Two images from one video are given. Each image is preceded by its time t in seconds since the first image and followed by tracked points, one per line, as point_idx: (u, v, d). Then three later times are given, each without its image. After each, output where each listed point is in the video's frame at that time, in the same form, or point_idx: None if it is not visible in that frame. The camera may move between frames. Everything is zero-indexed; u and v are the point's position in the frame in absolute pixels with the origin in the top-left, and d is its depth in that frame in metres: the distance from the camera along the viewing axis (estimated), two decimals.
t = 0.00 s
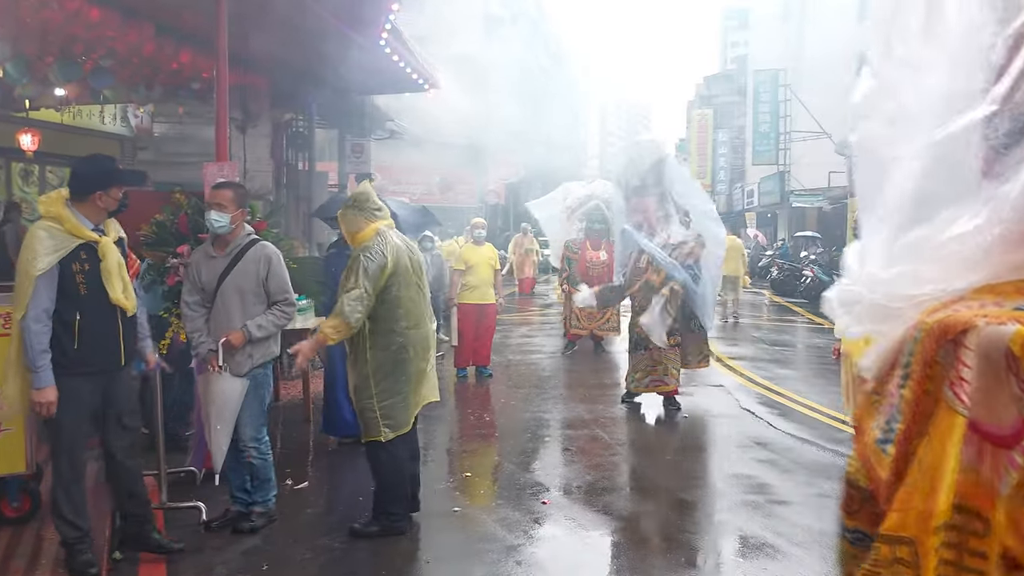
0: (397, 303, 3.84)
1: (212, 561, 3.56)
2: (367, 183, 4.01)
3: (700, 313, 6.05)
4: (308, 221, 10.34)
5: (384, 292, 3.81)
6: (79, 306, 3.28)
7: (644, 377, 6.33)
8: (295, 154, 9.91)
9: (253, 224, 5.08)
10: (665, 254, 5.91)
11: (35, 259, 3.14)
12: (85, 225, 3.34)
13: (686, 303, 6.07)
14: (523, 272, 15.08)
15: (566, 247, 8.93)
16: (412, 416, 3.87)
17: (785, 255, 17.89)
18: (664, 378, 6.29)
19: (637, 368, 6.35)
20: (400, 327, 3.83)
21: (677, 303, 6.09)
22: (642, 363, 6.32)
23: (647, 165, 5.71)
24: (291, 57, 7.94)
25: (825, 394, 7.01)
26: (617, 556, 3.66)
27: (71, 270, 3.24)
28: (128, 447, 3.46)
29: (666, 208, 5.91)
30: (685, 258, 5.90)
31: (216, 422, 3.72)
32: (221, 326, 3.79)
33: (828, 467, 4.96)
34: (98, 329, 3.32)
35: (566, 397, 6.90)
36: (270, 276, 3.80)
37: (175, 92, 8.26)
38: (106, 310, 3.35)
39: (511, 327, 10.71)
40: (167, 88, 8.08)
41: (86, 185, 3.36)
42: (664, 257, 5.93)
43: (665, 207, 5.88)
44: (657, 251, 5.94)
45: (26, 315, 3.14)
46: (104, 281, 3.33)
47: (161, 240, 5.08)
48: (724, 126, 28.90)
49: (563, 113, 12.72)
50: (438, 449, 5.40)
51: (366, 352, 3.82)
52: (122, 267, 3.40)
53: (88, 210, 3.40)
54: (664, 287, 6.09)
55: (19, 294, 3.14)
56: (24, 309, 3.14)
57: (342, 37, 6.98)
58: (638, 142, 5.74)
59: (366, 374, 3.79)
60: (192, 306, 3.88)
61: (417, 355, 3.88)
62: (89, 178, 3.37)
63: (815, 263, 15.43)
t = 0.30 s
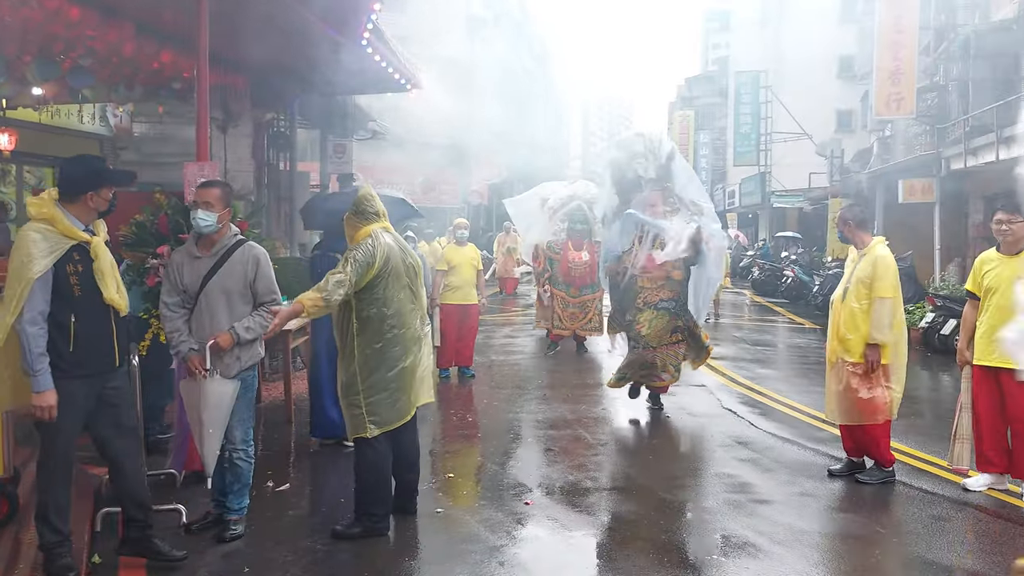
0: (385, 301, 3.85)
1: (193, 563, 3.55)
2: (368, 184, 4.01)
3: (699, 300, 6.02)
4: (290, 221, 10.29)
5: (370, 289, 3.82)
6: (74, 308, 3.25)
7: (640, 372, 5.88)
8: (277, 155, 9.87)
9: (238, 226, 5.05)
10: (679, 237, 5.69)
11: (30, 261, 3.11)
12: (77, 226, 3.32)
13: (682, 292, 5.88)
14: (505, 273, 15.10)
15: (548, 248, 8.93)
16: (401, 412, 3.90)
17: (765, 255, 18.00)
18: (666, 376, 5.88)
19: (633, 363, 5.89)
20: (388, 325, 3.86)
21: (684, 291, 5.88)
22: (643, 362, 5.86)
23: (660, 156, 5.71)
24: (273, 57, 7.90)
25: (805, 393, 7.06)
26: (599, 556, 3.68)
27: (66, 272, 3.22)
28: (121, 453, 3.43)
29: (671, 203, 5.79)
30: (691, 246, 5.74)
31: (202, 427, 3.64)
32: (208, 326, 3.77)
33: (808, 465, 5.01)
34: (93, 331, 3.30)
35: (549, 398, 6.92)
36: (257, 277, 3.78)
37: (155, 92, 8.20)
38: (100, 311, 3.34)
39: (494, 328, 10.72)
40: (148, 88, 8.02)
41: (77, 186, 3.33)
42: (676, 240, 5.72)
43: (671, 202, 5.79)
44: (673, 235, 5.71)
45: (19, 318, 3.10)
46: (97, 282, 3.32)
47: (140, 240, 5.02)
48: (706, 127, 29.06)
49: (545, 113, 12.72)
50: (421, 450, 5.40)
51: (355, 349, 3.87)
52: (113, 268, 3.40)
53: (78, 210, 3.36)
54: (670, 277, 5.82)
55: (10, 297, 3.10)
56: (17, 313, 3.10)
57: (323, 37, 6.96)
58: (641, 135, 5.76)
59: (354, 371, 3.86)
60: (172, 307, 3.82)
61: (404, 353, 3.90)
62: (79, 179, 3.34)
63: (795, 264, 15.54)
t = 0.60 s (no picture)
0: (391, 296, 3.98)
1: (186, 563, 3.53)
2: (379, 184, 4.10)
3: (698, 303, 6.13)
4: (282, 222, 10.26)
5: (378, 282, 3.95)
6: (94, 310, 3.22)
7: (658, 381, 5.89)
8: (269, 155, 9.85)
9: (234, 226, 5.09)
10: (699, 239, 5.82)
11: (52, 263, 3.09)
12: (98, 229, 3.29)
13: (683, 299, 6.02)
14: (497, 273, 15.08)
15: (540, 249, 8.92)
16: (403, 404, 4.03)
17: (758, 255, 18.03)
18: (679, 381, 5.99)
19: (651, 372, 5.89)
20: (393, 319, 3.99)
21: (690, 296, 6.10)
22: (659, 368, 5.92)
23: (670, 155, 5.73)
24: (265, 57, 7.88)
25: (797, 393, 7.08)
26: (592, 555, 3.68)
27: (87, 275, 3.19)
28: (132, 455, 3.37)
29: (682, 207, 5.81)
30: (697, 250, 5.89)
31: (202, 420, 3.65)
32: (202, 329, 3.73)
33: (801, 465, 5.02)
34: (113, 334, 3.26)
35: (541, 398, 6.91)
36: (256, 278, 3.78)
37: (147, 91, 8.18)
38: (121, 314, 3.30)
39: (487, 328, 10.70)
40: (139, 88, 7.98)
41: (99, 191, 3.29)
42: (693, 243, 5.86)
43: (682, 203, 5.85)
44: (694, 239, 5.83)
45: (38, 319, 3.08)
46: (117, 286, 3.28)
47: (131, 241, 5.06)
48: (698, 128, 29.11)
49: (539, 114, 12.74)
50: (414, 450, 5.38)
51: (358, 340, 3.99)
52: (134, 271, 3.36)
53: (99, 213, 3.32)
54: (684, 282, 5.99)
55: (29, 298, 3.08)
56: (38, 313, 3.08)
57: (316, 37, 6.95)
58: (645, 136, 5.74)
59: (355, 358, 3.98)
60: (158, 304, 3.76)
61: (406, 346, 4.04)
62: (101, 184, 3.29)
63: (787, 264, 15.58)
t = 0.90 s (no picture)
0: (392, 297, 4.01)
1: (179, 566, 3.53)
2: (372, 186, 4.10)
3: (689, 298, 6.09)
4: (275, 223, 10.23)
5: (378, 285, 3.96)
6: (134, 316, 3.23)
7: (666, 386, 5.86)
8: (262, 156, 9.83)
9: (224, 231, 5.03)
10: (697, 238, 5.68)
11: (101, 267, 3.09)
12: (138, 236, 3.28)
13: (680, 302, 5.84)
14: (490, 274, 15.08)
15: (529, 250, 9.01)
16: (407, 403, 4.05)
17: (751, 256, 18.07)
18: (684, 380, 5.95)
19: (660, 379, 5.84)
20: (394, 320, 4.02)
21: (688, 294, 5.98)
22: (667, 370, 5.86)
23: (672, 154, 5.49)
24: (259, 58, 7.87)
25: (790, 393, 7.10)
26: (586, 557, 3.68)
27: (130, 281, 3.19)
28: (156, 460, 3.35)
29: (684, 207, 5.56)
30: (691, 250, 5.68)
31: (226, 393, 3.69)
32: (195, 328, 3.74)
33: (794, 465, 5.03)
34: (150, 340, 3.28)
35: (535, 399, 6.92)
36: (244, 277, 3.86)
37: (139, 93, 8.15)
38: (158, 321, 3.30)
39: (480, 329, 10.70)
40: (132, 89, 7.94)
41: (141, 200, 3.28)
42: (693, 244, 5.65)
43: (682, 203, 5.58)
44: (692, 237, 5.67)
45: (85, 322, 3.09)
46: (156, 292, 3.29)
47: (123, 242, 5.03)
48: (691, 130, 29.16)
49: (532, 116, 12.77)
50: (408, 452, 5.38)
51: (356, 340, 4.01)
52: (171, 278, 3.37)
53: (140, 222, 3.31)
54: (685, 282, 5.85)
55: (76, 300, 3.09)
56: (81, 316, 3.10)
57: (309, 38, 6.95)
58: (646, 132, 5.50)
59: (353, 359, 4.00)
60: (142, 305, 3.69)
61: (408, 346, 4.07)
62: (143, 193, 3.28)
63: (780, 265, 15.61)
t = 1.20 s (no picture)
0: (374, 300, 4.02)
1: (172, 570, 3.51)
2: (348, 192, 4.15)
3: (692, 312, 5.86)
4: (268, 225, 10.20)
5: (361, 292, 3.99)
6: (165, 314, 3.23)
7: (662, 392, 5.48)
8: (255, 157, 9.81)
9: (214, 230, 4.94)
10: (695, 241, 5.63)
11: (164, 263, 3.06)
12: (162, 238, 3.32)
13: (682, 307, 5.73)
14: (483, 276, 15.07)
15: (511, 250, 9.06)
16: (389, 404, 4.04)
17: (744, 258, 18.10)
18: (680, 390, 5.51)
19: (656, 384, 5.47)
20: (373, 322, 4.03)
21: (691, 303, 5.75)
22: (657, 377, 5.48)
23: (661, 156, 5.54)
24: (252, 58, 7.85)
25: (783, 394, 7.12)
26: (580, 559, 3.68)
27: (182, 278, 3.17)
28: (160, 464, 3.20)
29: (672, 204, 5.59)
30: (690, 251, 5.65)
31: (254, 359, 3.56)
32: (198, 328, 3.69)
33: (788, 467, 5.04)
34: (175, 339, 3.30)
35: (528, 401, 6.92)
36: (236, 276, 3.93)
37: (132, 94, 8.12)
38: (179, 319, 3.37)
39: (473, 331, 10.69)
40: (124, 90, 7.88)
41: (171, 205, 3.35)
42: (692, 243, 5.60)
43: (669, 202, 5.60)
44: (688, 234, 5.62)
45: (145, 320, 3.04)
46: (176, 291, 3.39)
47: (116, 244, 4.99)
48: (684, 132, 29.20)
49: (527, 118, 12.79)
50: (402, 454, 5.37)
51: (338, 344, 4.05)
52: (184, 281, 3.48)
53: (168, 228, 3.36)
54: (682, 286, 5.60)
55: (131, 296, 3.02)
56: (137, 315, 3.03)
57: (303, 40, 6.94)
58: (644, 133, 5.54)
59: (335, 365, 4.04)
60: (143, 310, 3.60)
61: (390, 347, 4.07)
62: (174, 198, 3.35)
63: (773, 267, 15.64)
